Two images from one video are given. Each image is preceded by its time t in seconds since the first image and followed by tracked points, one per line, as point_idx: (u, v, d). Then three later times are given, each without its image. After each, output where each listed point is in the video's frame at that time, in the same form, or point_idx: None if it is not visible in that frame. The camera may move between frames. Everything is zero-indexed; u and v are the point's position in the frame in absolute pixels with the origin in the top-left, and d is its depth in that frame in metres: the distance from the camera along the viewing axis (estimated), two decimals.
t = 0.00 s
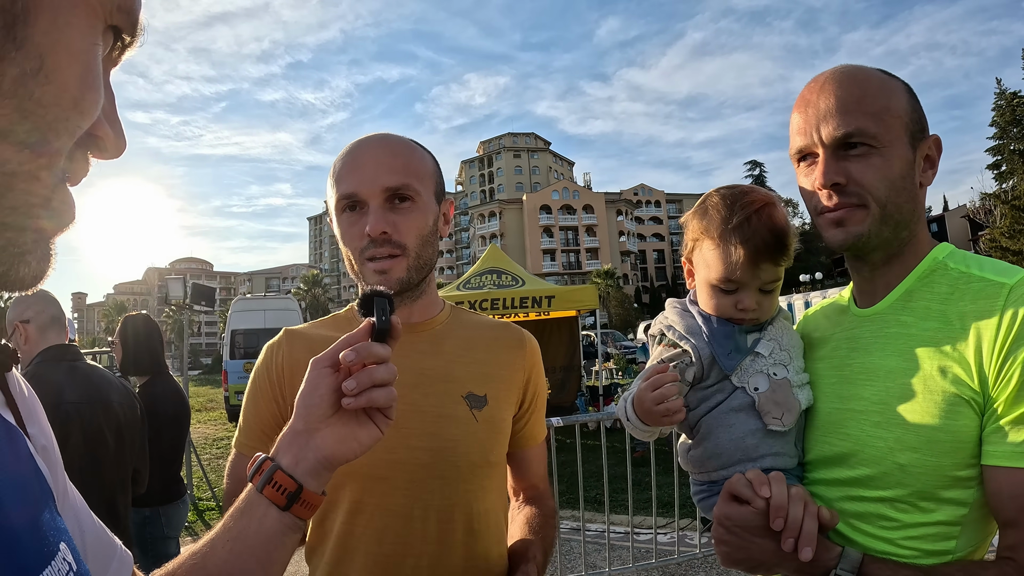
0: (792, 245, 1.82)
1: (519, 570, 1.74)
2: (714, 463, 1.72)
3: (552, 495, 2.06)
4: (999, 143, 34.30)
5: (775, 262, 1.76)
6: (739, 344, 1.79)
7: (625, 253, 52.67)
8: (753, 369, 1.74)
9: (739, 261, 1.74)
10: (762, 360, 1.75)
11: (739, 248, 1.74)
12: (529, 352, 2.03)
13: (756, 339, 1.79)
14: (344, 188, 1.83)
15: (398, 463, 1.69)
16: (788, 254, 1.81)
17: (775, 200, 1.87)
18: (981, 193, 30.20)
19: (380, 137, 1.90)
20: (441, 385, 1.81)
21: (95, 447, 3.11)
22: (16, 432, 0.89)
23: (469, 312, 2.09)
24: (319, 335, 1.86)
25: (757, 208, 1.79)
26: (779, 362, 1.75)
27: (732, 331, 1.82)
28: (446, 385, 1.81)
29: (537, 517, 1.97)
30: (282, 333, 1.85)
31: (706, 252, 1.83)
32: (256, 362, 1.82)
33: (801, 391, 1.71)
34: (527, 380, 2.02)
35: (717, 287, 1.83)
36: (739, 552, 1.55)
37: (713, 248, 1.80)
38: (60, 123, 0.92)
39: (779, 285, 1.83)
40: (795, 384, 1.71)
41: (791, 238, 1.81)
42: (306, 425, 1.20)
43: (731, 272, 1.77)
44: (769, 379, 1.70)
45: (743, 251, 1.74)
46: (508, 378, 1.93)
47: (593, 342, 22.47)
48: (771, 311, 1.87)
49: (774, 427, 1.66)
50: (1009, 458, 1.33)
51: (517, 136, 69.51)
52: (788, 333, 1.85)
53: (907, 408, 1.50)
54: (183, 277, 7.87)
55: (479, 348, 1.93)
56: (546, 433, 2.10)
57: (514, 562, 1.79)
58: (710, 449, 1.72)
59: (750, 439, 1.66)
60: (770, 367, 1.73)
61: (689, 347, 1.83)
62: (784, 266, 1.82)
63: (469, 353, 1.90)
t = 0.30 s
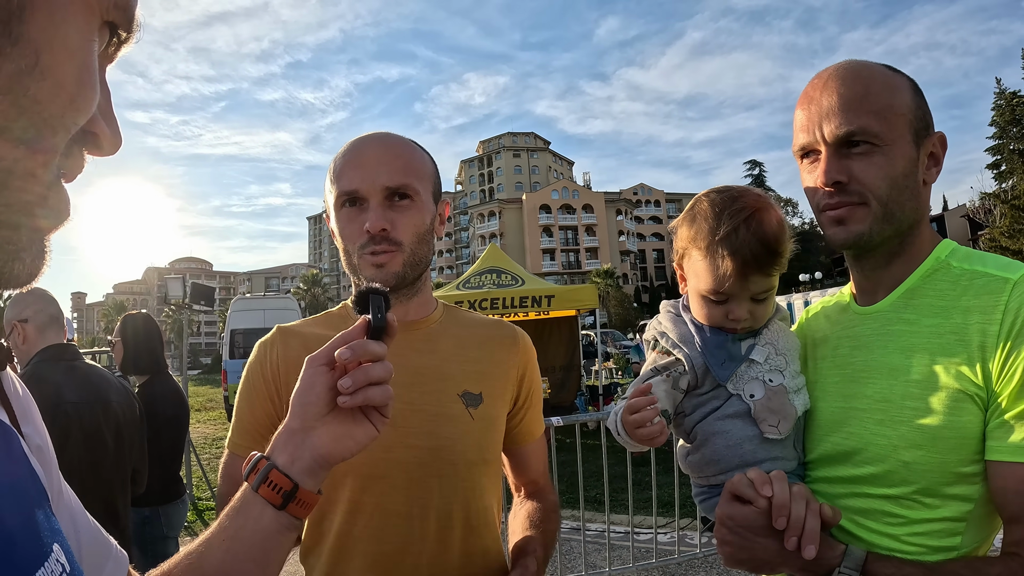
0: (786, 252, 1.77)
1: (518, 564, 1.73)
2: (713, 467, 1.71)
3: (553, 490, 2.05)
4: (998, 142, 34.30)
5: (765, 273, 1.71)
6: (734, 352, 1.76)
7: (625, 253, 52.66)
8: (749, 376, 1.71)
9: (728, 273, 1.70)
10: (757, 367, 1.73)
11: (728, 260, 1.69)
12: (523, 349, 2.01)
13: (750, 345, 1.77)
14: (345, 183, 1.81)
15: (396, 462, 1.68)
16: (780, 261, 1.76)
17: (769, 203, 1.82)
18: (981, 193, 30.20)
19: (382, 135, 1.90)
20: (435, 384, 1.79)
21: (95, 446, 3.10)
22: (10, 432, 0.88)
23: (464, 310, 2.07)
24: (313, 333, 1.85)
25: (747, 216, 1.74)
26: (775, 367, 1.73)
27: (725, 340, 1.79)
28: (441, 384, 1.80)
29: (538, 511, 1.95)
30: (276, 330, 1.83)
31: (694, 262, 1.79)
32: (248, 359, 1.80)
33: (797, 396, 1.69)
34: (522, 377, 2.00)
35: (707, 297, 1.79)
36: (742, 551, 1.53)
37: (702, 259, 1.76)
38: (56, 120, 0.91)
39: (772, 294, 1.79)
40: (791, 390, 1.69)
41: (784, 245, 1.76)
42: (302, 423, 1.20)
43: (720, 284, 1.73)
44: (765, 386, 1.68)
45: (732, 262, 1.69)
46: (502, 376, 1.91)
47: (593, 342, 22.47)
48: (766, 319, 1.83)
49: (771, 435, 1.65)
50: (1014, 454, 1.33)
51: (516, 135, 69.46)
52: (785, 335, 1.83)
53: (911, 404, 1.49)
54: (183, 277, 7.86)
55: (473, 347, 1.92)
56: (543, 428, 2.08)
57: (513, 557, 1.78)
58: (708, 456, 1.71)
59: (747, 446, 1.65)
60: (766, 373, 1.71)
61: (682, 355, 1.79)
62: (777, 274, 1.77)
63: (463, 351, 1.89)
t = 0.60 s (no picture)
0: (792, 250, 1.76)
1: (527, 561, 1.72)
2: (712, 465, 1.70)
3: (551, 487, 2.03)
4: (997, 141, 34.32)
5: (772, 269, 1.71)
6: (735, 349, 1.75)
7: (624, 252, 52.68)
8: (750, 372, 1.71)
9: (734, 266, 1.69)
10: (758, 364, 1.72)
11: (735, 253, 1.68)
12: (518, 347, 2.01)
13: (751, 342, 1.76)
14: (353, 178, 1.79)
15: (391, 460, 1.67)
16: (787, 259, 1.76)
17: (777, 201, 1.81)
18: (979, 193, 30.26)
19: (389, 132, 1.89)
20: (430, 382, 1.78)
21: (93, 446, 3.08)
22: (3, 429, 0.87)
23: (459, 308, 2.06)
24: (308, 331, 1.84)
25: (757, 211, 1.74)
26: (776, 364, 1.72)
27: (727, 336, 1.77)
28: (435, 382, 1.79)
29: (537, 509, 1.94)
30: (271, 329, 1.82)
31: (701, 254, 1.78)
32: (243, 358, 1.79)
33: (798, 393, 1.69)
34: (517, 375, 1.99)
35: (711, 291, 1.78)
36: (741, 551, 1.52)
37: (709, 251, 1.75)
38: (50, 115, 0.90)
39: (776, 292, 1.78)
40: (792, 387, 1.69)
41: (791, 242, 1.75)
42: (296, 421, 1.19)
43: (725, 277, 1.72)
44: (766, 382, 1.68)
45: (739, 256, 1.69)
46: (497, 374, 1.91)
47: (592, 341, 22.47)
48: (768, 318, 1.82)
49: (772, 432, 1.64)
50: (1014, 452, 1.32)
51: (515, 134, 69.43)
52: (785, 333, 1.82)
53: (910, 402, 1.49)
54: (181, 275, 7.84)
55: (468, 345, 1.91)
56: (538, 426, 2.07)
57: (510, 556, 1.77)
58: (708, 453, 1.70)
59: (747, 443, 1.65)
60: (767, 370, 1.70)
61: (682, 352, 1.78)
62: (783, 272, 1.77)
63: (458, 350, 1.88)
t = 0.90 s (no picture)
0: (784, 248, 1.77)
1: (515, 560, 1.72)
2: (708, 464, 1.71)
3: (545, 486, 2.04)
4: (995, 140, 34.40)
5: (765, 267, 1.71)
6: (730, 348, 1.76)
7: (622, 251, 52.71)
8: (744, 371, 1.71)
9: (727, 265, 1.70)
10: (753, 362, 1.73)
11: (728, 251, 1.69)
12: (514, 346, 2.01)
13: (746, 341, 1.77)
14: (356, 175, 1.79)
15: (389, 459, 1.68)
16: (780, 257, 1.76)
17: (769, 200, 1.82)
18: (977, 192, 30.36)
19: (391, 131, 1.89)
20: (427, 381, 1.79)
21: (91, 444, 3.08)
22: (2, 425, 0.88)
23: (455, 307, 2.07)
24: (304, 330, 1.83)
25: (749, 209, 1.74)
26: (770, 363, 1.73)
27: (722, 335, 1.78)
28: (432, 381, 1.79)
29: (528, 507, 1.95)
30: (267, 328, 1.82)
31: (694, 253, 1.79)
32: (239, 358, 1.79)
33: (792, 391, 1.70)
34: (513, 373, 2.00)
35: (705, 290, 1.79)
36: (737, 549, 1.52)
37: (702, 250, 1.75)
38: (47, 110, 0.90)
39: (768, 290, 1.79)
40: (786, 386, 1.70)
41: (783, 241, 1.76)
42: (295, 418, 1.19)
43: (719, 276, 1.73)
44: (761, 381, 1.69)
45: (732, 254, 1.69)
46: (494, 372, 1.91)
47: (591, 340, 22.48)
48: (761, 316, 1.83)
49: (767, 431, 1.65)
50: (1008, 447, 1.33)
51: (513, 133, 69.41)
52: (779, 331, 1.83)
53: (905, 399, 1.49)
54: (179, 274, 7.83)
55: (465, 343, 1.91)
56: (532, 425, 2.08)
57: (507, 555, 1.77)
58: (703, 452, 1.71)
59: (742, 442, 1.66)
60: (761, 368, 1.71)
61: (676, 351, 1.78)
62: (776, 271, 1.77)
63: (454, 348, 1.88)
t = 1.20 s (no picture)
0: (785, 248, 1.77)
1: (522, 560, 1.72)
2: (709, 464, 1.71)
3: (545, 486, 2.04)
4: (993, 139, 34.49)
5: (766, 268, 1.71)
6: (733, 349, 1.75)
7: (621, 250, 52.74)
8: (747, 372, 1.71)
9: (728, 266, 1.69)
10: (755, 363, 1.73)
11: (729, 252, 1.69)
12: (514, 346, 2.00)
13: (748, 342, 1.76)
14: (363, 173, 1.78)
15: (392, 460, 1.67)
16: (781, 257, 1.76)
17: (770, 200, 1.81)
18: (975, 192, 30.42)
19: (396, 130, 1.89)
20: (428, 381, 1.78)
21: (89, 444, 3.07)
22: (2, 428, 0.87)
23: (456, 306, 2.07)
24: (304, 331, 1.83)
25: (750, 210, 1.74)
26: (773, 364, 1.73)
27: (724, 337, 1.77)
28: (433, 381, 1.79)
29: (529, 507, 1.95)
30: (269, 328, 1.82)
31: (695, 254, 1.79)
32: (240, 358, 1.78)
33: (794, 392, 1.70)
34: (515, 372, 2.00)
35: (706, 290, 1.78)
36: (739, 549, 1.51)
37: (703, 251, 1.75)
38: (48, 110, 0.90)
39: (770, 291, 1.79)
40: (788, 386, 1.70)
41: (784, 241, 1.76)
42: (299, 418, 1.19)
43: (720, 276, 1.72)
44: (763, 382, 1.69)
45: (733, 255, 1.69)
46: (495, 372, 1.91)
47: (589, 339, 22.49)
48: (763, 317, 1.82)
49: (768, 431, 1.65)
50: (1009, 446, 1.33)
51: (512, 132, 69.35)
52: (781, 332, 1.83)
53: (906, 398, 1.50)
54: (177, 274, 7.81)
55: (466, 342, 1.91)
56: (533, 425, 2.08)
57: (510, 555, 1.77)
58: (704, 453, 1.70)
59: (743, 442, 1.66)
60: (764, 369, 1.71)
61: (679, 352, 1.77)
62: (777, 271, 1.77)
63: (455, 348, 1.88)
